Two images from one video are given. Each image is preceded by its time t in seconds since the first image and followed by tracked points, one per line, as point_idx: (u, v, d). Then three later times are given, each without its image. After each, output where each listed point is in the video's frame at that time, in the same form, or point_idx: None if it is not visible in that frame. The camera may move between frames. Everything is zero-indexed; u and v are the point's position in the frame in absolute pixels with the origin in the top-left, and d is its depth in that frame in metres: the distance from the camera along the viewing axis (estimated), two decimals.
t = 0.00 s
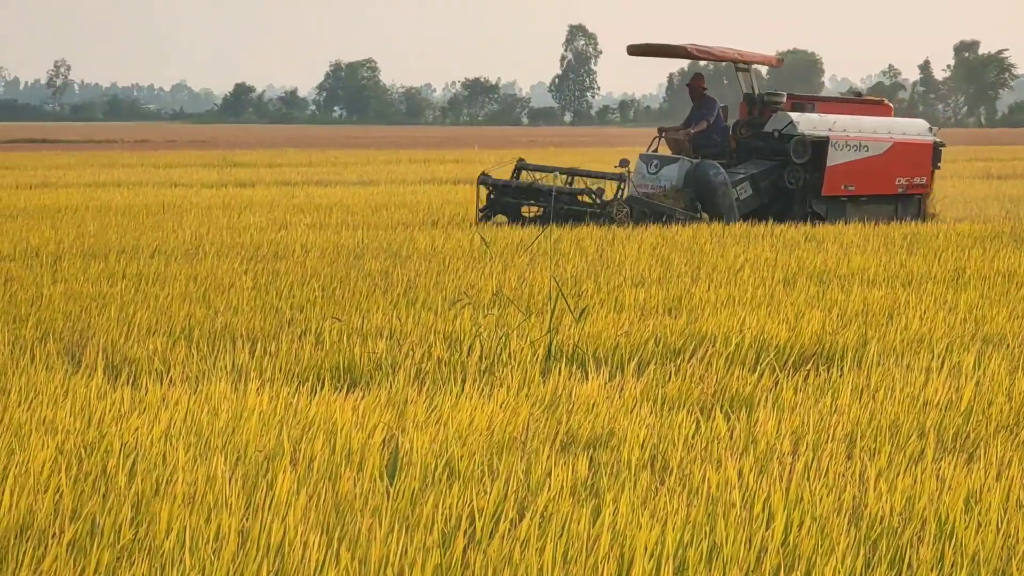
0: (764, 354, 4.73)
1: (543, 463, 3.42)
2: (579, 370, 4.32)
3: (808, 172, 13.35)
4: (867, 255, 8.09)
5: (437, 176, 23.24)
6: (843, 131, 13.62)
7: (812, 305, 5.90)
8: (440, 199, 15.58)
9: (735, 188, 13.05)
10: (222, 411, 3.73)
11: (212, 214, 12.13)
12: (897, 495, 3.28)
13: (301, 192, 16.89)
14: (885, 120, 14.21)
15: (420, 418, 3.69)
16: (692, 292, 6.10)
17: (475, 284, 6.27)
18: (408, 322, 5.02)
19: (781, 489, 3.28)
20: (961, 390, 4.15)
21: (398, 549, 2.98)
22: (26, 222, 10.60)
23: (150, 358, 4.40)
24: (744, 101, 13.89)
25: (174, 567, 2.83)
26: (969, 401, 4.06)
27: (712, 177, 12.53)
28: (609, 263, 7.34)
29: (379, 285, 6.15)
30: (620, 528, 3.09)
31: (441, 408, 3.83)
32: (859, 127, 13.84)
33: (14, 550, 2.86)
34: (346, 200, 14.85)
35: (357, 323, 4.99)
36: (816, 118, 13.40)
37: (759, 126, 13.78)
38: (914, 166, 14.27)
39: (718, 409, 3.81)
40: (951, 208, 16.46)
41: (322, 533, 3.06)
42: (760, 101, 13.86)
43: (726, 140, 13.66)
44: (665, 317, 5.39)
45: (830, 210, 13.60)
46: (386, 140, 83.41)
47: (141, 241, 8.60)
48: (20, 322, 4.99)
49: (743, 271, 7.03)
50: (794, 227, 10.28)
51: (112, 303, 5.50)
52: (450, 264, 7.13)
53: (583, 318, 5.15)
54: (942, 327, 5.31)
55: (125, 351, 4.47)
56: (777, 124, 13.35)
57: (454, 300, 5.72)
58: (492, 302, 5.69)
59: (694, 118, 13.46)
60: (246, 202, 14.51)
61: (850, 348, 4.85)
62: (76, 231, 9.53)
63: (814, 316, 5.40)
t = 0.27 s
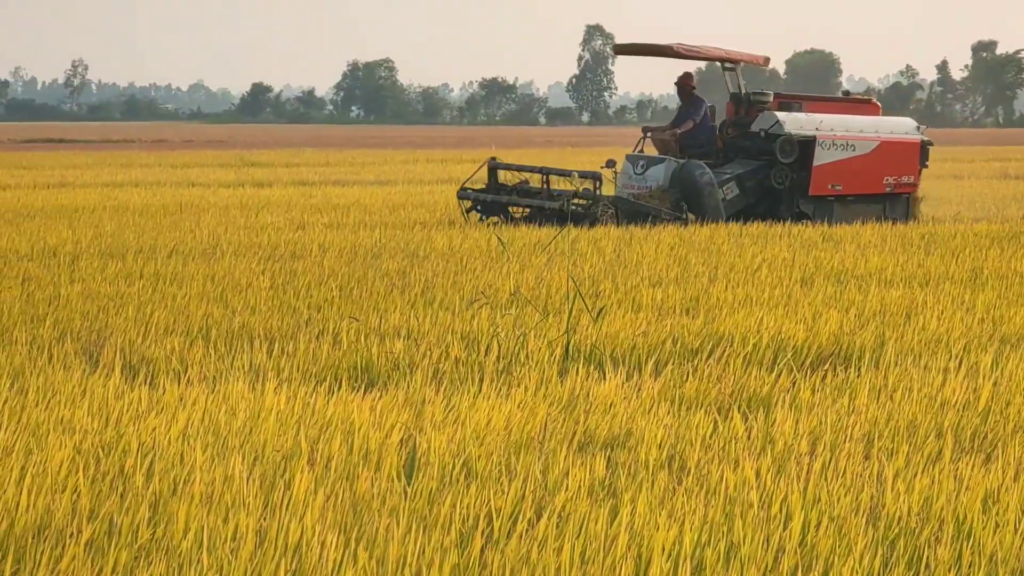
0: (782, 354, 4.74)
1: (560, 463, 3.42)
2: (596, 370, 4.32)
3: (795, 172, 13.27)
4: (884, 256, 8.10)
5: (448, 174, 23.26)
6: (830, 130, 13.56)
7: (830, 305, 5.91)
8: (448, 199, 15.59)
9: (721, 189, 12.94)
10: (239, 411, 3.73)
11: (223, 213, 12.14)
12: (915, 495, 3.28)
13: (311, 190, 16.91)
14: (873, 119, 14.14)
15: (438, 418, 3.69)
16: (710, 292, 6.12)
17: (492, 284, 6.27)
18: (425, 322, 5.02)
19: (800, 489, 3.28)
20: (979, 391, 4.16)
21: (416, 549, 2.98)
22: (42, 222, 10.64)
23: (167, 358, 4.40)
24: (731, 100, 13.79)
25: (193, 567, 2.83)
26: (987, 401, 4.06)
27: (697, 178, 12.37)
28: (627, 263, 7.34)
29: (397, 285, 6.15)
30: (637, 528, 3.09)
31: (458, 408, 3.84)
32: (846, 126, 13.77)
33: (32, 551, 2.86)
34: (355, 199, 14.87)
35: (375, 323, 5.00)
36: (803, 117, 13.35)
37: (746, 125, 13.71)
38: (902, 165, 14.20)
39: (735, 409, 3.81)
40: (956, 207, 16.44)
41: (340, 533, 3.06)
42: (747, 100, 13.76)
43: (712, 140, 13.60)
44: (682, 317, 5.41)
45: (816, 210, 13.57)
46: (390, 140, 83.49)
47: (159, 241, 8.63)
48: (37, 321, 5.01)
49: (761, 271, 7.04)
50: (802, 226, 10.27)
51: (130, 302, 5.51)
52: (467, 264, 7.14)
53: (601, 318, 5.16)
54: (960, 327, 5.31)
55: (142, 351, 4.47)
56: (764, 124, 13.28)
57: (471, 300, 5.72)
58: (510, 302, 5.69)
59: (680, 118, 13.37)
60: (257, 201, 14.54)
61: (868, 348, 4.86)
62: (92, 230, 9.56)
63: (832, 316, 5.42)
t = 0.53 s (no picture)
0: (802, 353, 4.75)
1: (580, 461, 3.42)
2: (616, 369, 4.33)
3: (783, 171, 13.11)
4: (904, 254, 8.10)
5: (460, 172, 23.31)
6: (818, 127, 13.38)
7: (850, 304, 5.91)
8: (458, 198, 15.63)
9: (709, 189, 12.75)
10: (259, 409, 3.73)
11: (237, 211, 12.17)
12: (935, 493, 3.28)
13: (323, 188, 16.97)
14: (862, 116, 13.97)
15: (458, 417, 3.69)
16: (729, 291, 6.14)
17: (512, 283, 6.27)
18: (445, 321, 5.04)
19: (819, 488, 3.28)
20: (999, 390, 4.16)
21: (436, 546, 2.98)
22: (60, 220, 10.70)
23: (187, 356, 4.41)
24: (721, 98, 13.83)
25: (212, 565, 2.83)
26: (1007, 400, 4.07)
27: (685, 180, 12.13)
28: (648, 261, 7.35)
29: (417, 283, 6.17)
30: (657, 526, 3.10)
31: (478, 406, 3.84)
32: (834, 123, 13.59)
33: (52, 549, 2.87)
34: (366, 198, 14.92)
35: (395, 321, 5.01)
36: (789, 115, 13.19)
37: (734, 124, 13.65)
38: (891, 161, 14.02)
39: (755, 408, 3.81)
40: (967, 206, 16.41)
41: (360, 531, 3.06)
42: (736, 98, 13.82)
43: (701, 141, 13.36)
44: (702, 315, 5.42)
45: (805, 208, 13.41)
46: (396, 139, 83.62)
47: (180, 239, 8.65)
48: (58, 319, 5.02)
49: (781, 270, 7.06)
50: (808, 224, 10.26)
51: (150, 300, 5.54)
52: (487, 262, 7.15)
53: (620, 317, 5.17)
54: (981, 326, 5.31)
55: (162, 349, 4.48)
56: (752, 123, 13.11)
57: (491, 298, 5.73)
58: (530, 301, 5.70)
59: (669, 118, 13.14)
60: (269, 199, 14.60)
61: (888, 347, 4.86)
62: (111, 228, 9.59)
63: (852, 315, 5.43)
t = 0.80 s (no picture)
0: (824, 349, 4.77)
1: (603, 458, 3.42)
2: (638, 365, 4.33)
3: (774, 168, 13.11)
4: (926, 252, 8.10)
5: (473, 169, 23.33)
6: (810, 125, 13.36)
7: (872, 300, 5.92)
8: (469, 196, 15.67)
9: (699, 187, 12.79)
10: (281, 405, 3.73)
11: (251, 208, 12.21)
12: (958, 490, 3.27)
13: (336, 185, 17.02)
14: (854, 112, 13.93)
15: (480, 413, 3.69)
16: (752, 288, 6.15)
17: (534, 279, 6.28)
18: (467, 317, 5.06)
19: (842, 485, 3.28)
20: None
21: (458, 542, 2.98)
22: (80, 216, 10.75)
23: (209, 352, 4.42)
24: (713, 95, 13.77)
25: (234, 561, 2.83)
26: None
27: (673, 177, 12.21)
28: (669, 257, 7.38)
29: (439, 280, 6.18)
30: (680, 523, 3.10)
31: (500, 403, 3.84)
32: (826, 120, 13.57)
33: (74, 545, 2.88)
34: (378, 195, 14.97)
35: (418, 318, 5.03)
36: (781, 112, 13.16)
37: (725, 120, 13.67)
38: (884, 157, 13.98)
39: (778, 404, 3.82)
40: (979, 204, 16.38)
41: (382, 528, 3.06)
42: (728, 96, 13.75)
43: (692, 137, 13.35)
44: (723, 312, 5.44)
45: (798, 206, 13.33)
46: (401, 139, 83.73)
47: (202, 236, 8.68)
48: (81, 315, 5.04)
49: (803, 267, 7.07)
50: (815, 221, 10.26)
51: (172, 296, 5.55)
52: (509, 259, 7.17)
53: (642, 313, 5.18)
54: (1004, 323, 5.31)
55: (185, 345, 4.49)
56: (743, 121, 13.11)
57: (513, 295, 5.74)
58: (552, 297, 5.71)
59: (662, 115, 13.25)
60: (283, 196, 14.67)
61: (910, 344, 4.87)
62: (131, 224, 9.63)
63: (874, 311, 5.45)
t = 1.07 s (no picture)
0: (847, 345, 4.79)
1: (626, 453, 3.42)
2: (660, 360, 4.34)
3: (764, 164, 13.11)
4: (949, 247, 8.12)
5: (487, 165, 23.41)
6: (801, 121, 13.32)
7: (895, 295, 5.95)
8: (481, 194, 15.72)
9: (690, 183, 12.78)
10: (304, 401, 3.74)
11: (266, 204, 12.25)
12: (981, 486, 3.27)
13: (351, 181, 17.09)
14: (846, 109, 13.91)
15: (503, 408, 3.70)
16: (774, 283, 6.19)
17: (557, 274, 6.31)
18: (490, 312, 5.09)
19: (864, 481, 3.28)
20: None
21: (480, 537, 2.99)
22: (101, 211, 10.83)
23: (233, 347, 4.44)
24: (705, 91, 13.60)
25: (257, 557, 2.83)
26: None
27: (663, 172, 12.25)
28: (692, 252, 7.43)
29: (462, 274, 6.21)
30: (703, 518, 3.10)
31: (523, 398, 3.85)
32: (818, 117, 13.53)
33: (97, 540, 2.88)
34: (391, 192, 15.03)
35: (441, 313, 5.05)
36: (772, 108, 13.13)
37: (718, 116, 13.51)
38: (877, 154, 13.84)
39: (801, 400, 3.82)
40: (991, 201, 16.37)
41: (405, 522, 3.06)
42: (720, 92, 13.55)
43: (684, 132, 13.43)
44: (746, 307, 5.47)
45: (789, 202, 13.32)
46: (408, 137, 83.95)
47: (224, 231, 8.72)
48: (104, 310, 5.07)
49: (826, 262, 7.11)
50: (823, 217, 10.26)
51: (194, 291, 5.57)
52: (532, 254, 7.20)
53: (665, 309, 5.21)
54: None
55: (208, 341, 4.51)
56: (735, 116, 13.07)
57: (536, 290, 5.76)
58: (575, 292, 5.74)
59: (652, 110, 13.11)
60: (297, 192, 14.73)
61: (933, 340, 4.88)
62: (151, 220, 9.68)
63: (898, 306, 5.47)
